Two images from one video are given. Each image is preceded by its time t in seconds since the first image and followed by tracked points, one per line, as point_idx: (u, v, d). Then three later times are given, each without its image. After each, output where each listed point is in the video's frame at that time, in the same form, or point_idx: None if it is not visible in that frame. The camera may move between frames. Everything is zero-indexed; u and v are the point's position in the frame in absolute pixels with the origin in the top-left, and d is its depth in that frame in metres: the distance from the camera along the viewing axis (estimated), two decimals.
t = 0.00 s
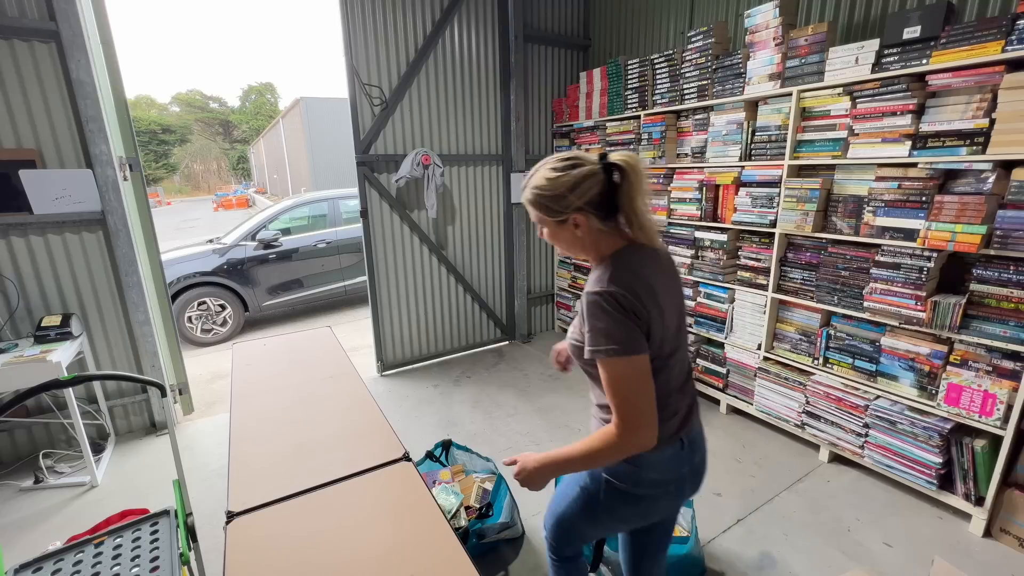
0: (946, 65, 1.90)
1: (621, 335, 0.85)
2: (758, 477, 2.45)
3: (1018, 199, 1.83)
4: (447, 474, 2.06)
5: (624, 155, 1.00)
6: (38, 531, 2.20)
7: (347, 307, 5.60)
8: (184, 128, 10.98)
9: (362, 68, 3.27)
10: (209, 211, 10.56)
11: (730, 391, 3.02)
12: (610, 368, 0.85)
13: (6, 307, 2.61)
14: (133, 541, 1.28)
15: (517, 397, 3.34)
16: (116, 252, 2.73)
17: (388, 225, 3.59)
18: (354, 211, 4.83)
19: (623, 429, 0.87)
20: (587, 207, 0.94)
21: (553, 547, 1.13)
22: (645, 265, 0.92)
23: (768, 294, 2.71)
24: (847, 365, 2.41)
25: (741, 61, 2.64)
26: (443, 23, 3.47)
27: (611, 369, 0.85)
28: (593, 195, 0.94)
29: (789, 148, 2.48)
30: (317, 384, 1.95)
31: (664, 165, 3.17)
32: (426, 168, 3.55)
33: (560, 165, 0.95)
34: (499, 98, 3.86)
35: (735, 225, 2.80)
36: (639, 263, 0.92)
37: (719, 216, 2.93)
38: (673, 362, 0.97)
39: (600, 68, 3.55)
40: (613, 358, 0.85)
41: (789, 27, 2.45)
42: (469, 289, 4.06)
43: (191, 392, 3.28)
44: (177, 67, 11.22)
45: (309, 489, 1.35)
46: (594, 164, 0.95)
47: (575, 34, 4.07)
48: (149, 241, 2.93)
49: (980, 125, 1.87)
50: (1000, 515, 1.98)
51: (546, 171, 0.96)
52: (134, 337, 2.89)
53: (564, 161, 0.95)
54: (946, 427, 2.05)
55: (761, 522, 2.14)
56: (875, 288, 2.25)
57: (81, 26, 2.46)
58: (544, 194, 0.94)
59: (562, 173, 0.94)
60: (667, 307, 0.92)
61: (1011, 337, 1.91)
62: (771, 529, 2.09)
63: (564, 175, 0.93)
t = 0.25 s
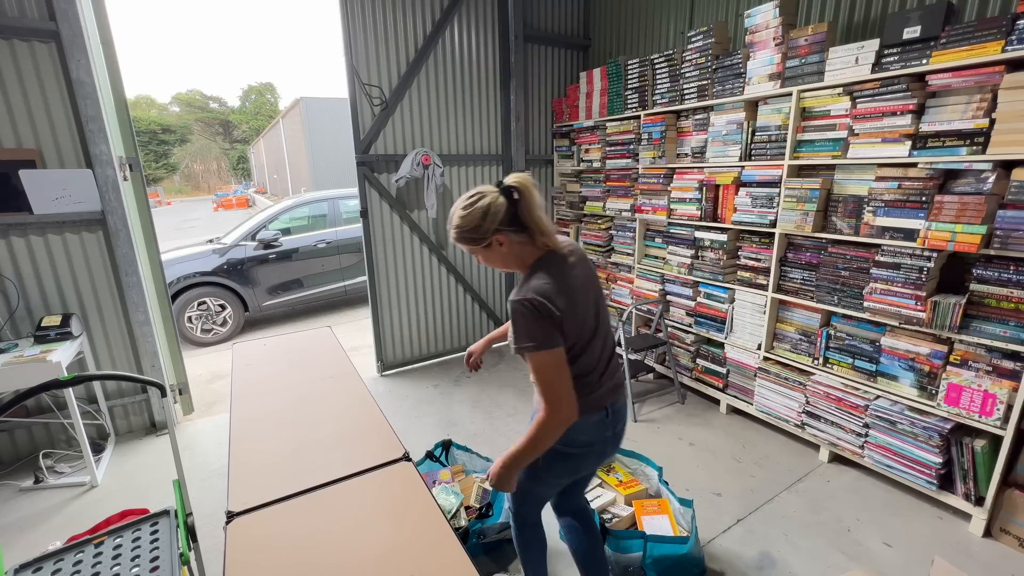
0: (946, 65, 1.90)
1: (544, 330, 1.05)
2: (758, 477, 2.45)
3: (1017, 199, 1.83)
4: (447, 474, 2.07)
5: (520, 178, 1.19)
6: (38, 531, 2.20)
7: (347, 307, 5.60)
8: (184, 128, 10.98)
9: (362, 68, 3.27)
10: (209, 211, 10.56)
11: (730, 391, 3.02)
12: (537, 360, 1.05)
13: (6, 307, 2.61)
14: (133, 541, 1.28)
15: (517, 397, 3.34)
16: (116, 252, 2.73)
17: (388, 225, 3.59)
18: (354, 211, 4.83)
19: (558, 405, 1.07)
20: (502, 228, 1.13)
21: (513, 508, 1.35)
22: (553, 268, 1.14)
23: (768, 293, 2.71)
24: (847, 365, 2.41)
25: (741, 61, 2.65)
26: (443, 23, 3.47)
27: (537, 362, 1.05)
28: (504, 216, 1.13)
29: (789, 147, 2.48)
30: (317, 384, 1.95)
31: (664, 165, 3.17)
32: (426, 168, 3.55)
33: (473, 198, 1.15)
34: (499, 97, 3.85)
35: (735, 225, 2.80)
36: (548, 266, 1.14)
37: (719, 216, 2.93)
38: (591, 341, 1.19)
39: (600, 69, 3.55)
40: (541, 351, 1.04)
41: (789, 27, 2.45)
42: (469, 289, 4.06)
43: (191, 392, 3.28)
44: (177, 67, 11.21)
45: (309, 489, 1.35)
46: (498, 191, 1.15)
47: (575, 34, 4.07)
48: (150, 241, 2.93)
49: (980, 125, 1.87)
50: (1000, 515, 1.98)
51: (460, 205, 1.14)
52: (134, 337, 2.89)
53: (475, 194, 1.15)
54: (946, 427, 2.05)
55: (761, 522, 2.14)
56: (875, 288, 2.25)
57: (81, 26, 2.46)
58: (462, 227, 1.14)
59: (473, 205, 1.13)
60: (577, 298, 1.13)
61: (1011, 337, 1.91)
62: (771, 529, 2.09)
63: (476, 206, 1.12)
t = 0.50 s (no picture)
0: (947, 65, 1.90)
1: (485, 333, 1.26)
2: (758, 477, 2.45)
3: (1017, 199, 1.83)
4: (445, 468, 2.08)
5: (451, 198, 1.33)
6: (38, 531, 2.20)
7: (347, 307, 5.60)
8: (184, 128, 10.97)
9: (362, 68, 3.27)
10: (209, 211, 10.56)
11: (730, 391, 3.02)
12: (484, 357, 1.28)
13: (6, 307, 2.61)
14: (134, 541, 1.28)
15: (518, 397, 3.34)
16: (115, 252, 2.73)
17: (388, 225, 3.59)
18: (354, 211, 4.83)
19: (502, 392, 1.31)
20: (437, 249, 1.29)
21: (516, 489, 1.48)
22: (489, 272, 1.28)
23: (768, 293, 2.71)
24: (847, 365, 2.41)
25: (741, 61, 2.64)
26: (443, 23, 3.47)
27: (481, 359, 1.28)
28: (438, 237, 1.29)
29: (789, 148, 2.48)
30: (317, 384, 1.95)
31: (664, 165, 3.17)
32: (426, 168, 3.55)
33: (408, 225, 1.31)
34: (499, 97, 3.85)
35: (735, 225, 2.80)
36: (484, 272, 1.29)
37: (719, 216, 2.93)
38: (544, 325, 1.35)
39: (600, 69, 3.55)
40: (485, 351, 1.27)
41: (789, 27, 2.45)
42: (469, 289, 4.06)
43: (191, 392, 3.28)
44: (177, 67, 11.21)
45: (310, 489, 1.35)
46: (429, 215, 1.29)
47: (575, 33, 4.07)
48: (150, 242, 2.93)
49: (980, 125, 1.87)
50: (1000, 515, 1.98)
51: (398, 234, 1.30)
52: (134, 337, 2.89)
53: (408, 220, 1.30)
54: (946, 427, 2.05)
55: (761, 522, 2.14)
56: (875, 288, 2.25)
57: (81, 26, 2.46)
58: (401, 252, 1.31)
59: (408, 230, 1.28)
60: (516, 295, 1.28)
61: (1012, 337, 1.91)
62: (771, 529, 2.09)
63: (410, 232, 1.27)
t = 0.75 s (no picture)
0: (947, 65, 1.90)
1: (475, 373, 1.43)
2: (758, 477, 2.45)
3: (1017, 199, 1.83)
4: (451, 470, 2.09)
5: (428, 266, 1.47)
6: (38, 531, 2.20)
7: (347, 307, 5.60)
8: (184, 129, 10.97)
9: (362, 68, 3.27)
10: (209, 211, 10.56)
11: (730, 391, 3.02)
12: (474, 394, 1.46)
13: (6, 307, 2.61)
14: (133, 541, 1.28)
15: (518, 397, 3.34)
16: (116, 252, 2.73)
17: (388, 226, 3.59)
18: (354, 211, 4.83)
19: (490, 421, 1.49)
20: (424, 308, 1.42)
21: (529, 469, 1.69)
22: (469, 319, 1.45)
23: (768, 293, 2.71)
24: (847, 365, 2.41)
25: (741, 61, 2.64)
26: (443, 23, 3.47)
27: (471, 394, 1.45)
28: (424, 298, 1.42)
29: (789, 148, 2.48)
30: (317, 384, 1.95)
31: (664, 165, 3.17)
32: (426, 168, 3.55)
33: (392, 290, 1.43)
34: (499, 97, 3.85)
35: (735, 225, 2.80)
36: (463, 320, 1.46)
37: (719, 216, 2.93)
38: (519, 350, 1.57)
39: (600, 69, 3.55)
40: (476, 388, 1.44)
41: (789, 27, 2.45)
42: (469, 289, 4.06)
43: (191, 392, 3.28)
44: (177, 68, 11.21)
45: (310, 489, 1.35)
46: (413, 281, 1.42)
47: (575, 34, 4.07)
48: (150, 242, 2.93)
49: (980, 125, 1.87)
50: (1000, 515, 1.98)
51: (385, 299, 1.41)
52: (134, 337, 2.89)
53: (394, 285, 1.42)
54: (946, 427, 2.05)
55: (761, 522, 2.14)
56: (875, 288, 2.25)
57: (81, 26, 2.46)
58: (389, 313, 1.41)
59: (396, 294, 1.40)
60: (493, 330, 1.47)
61: (1012, 337, 1.91)
62: (771, 529, 2.09)
63: (399, 297, 1.38)
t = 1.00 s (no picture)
0: (947, 65, 1.89)
1: (481, 394, 1.53)
2: (758, 477, 2.45)
3: (1018, 199, 1.83)
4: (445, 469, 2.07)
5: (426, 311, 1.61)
6: (38, 531, 2.20)
7: (347, 307, 5.60)
8: (184, 129, 10.97)
9: (362, 68, 3.27)
10: (209, 211, 10.56)
11: (730, 391, 3.02)
12: (479, 418, 1.52)
13: (6, 307, 2.61)
14: (133, 541, 1.28)
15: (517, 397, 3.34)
16: (116, 252, 2.73)
17: (388, 226, 3.59)
18: (354, 211, 4.83)
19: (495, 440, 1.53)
20: (436, 341, 1.52)
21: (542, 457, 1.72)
22: (473, 347, 1.59)
23: (768, 293, 2.70)
24: (847, 365, 2.41)
25: (741, 61, 2.64)
26: (444, 23, 3.47)
27: (474, 418, 1.51)
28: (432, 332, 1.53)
29: (789, 147, 2.48)
30: (317, 384, 1.95)
31: (664, 165, 3.17)
32: (426, 168, 3.55)
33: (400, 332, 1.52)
34: (499, 97, 3.85)
35: (735, 225, 2.80)
36: (465, 348, 1.59)
37: (719, 216, 2.93)
38: (514, 368, 1.71)
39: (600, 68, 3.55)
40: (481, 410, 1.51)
41: (789, 27, 2.45)
42: (469, 289, 4.06)
43: (191, 392, 3.28)
44: (177, 68, 11.21)
45: (310, 489, 1.35)
46: (421, 321, 1.53)
47: (575, 34, 4.07)
48: (150, 242, 2.93)
49: (980, 125, 1.87)
50: (1000, 515, 1.98)
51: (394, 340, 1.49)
52: (134, 337, 2.89)
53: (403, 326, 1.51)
54: (946, 427, 2.05)
55: (761, 522, 2.14)
56: (875, 288, 2.25)
57: (81, 26, 2.46)
58: (406, 349, 1.46)
59: (411, 332, 1.48)
60: (489, 352, 1.61)
61: (1012, 337, 1.91)
62: (771, 529, 2.09)
63: (410, 334, 1.48)
